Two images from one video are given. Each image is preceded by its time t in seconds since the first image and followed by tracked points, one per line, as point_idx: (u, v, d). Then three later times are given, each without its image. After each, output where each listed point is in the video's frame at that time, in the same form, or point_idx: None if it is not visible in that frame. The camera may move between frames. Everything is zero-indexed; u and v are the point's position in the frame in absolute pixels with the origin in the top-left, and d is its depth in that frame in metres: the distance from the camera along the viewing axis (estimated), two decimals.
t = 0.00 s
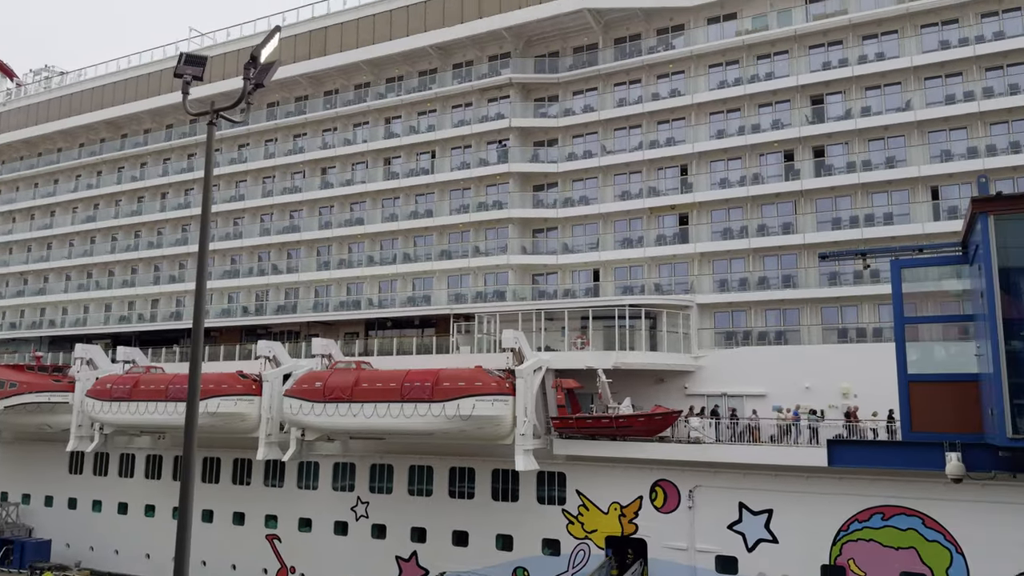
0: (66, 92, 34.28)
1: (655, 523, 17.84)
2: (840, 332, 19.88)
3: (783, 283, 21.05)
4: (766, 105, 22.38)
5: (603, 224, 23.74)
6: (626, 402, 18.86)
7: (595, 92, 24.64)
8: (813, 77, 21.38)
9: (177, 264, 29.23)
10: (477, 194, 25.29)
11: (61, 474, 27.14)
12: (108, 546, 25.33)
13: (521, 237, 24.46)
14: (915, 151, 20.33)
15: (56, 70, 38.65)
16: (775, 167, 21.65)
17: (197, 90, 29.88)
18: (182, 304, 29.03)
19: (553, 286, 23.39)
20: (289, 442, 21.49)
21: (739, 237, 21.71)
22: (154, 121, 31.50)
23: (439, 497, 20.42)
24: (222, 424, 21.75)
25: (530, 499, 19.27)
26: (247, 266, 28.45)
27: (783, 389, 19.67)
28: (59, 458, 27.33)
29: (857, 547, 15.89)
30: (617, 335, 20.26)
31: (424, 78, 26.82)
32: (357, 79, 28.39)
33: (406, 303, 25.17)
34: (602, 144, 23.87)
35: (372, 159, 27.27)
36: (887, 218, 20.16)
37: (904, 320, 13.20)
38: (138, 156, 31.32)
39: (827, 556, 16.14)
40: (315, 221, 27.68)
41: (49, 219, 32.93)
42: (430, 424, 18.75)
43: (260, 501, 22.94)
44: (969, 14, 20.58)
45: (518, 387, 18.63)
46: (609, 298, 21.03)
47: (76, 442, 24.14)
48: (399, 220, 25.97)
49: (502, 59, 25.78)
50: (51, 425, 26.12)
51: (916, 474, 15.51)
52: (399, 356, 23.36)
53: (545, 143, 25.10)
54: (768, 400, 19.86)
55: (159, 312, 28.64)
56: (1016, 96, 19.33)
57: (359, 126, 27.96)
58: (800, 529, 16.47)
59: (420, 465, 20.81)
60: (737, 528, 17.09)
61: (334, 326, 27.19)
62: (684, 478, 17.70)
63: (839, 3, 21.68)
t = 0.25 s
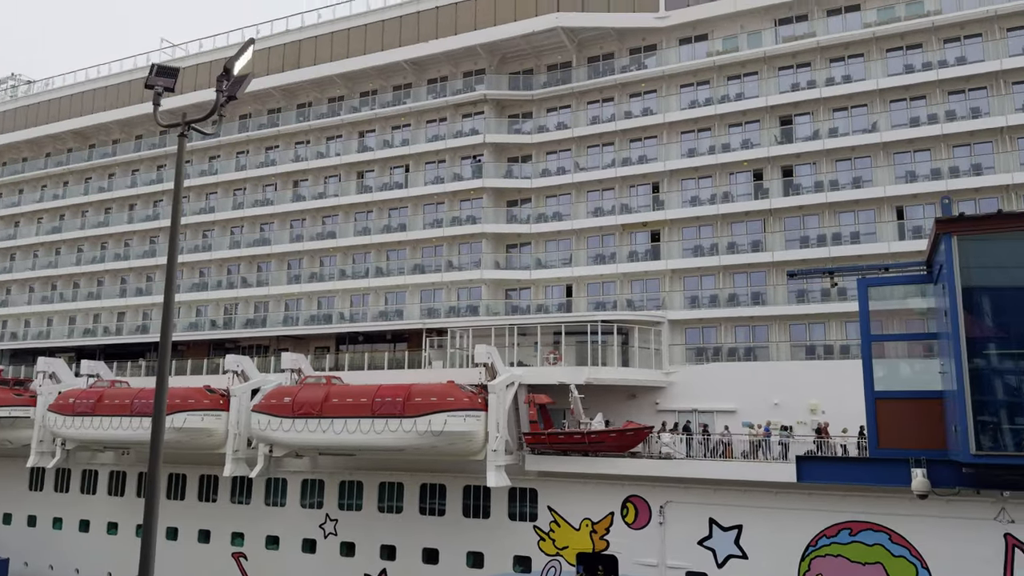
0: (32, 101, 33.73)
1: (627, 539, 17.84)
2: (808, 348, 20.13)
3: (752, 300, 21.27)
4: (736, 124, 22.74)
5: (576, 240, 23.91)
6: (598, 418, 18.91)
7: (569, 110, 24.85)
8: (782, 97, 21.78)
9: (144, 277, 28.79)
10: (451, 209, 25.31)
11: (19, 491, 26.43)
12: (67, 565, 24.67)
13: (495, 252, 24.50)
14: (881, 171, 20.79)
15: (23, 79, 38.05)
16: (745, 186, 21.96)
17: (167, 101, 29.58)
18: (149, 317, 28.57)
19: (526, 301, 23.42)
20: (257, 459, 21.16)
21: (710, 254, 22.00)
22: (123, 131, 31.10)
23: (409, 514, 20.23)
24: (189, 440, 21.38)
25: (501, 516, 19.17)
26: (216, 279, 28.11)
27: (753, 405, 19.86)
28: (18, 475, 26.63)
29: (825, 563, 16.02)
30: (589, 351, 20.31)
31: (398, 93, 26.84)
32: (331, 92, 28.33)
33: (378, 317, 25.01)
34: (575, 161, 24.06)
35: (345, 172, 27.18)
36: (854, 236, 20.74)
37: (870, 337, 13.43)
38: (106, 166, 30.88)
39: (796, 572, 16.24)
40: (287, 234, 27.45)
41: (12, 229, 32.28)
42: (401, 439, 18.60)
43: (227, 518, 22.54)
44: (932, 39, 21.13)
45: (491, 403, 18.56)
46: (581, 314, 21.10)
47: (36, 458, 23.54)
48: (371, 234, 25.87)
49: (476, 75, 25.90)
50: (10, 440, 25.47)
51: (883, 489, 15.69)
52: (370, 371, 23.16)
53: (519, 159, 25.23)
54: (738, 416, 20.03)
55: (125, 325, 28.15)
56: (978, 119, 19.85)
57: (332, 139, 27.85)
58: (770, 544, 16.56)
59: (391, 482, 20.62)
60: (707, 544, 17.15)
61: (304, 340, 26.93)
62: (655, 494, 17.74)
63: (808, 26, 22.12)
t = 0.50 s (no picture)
0: (7, 117, 33.39)
1: (605, 561, 17.75)
2: (784, 369, 20.26)
3: (730, 321, 21.39)
4: (712, 148, 23.04)
5: (555, 261, 24.03)
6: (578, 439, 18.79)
7: (548, 131, 25.03)
8: (758, 122, 22.12)
9: (119, 295, 28.43)
10: (431, 229, 25.33)
11: None
12: None
13: (474, 272, 24.52)
14: (855, 196, 21.06)
15: None
16: (722, 209, 22.19)
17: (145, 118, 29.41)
18: (123, 336, 28.17)
19: (506, 321, 23.41)
20: (231, 480, 20.84)
21: (687, 275, 22.10)
22: (100, 148, 30.85)
23: (386, 536, 19.99)
24: (162, 461, 21.03)
25: (479, 538, 19.00)
26: (192, 297, 27.83)
27: (731, 426, 19.94)
28: None
29: None
30: (569, 371, 20.28)
31: (379, 112, 26.90)
32: (311, 111, 28.33)
33: (356, 336, 24.80)
34: (555, 182, 24.21)
35: (324, 191, 27.14)
36: (829, 259, 20.76)
37: (846, 359, 13.50)
38: (81, 183, 30.59)
39: None
40: (264, 252, 27.27)
41: None
42: (378, 461, 18.43)
43: (199, 541, 22.14)
44: (904, 67, 21.55)
45: (469, 423, 18.44)
46: (560, 334, 21.14)
47: (3, 480, 23.02)
48: (350, 253, 25.78)
49: (457, 95, 26.03)
50: None
51: (859, 511, 15.79)
52: (347, 392, 22.96)
53: (499, 179, 25.35)
54: (716, 437, 20.10)
55: (98, 344, 27.73)
56: (949, 145, 20.23)
57: (311, 158, 27.86)
58: (747, 566, 16.57)
59: (367, 504, 20.38)
60: (685, 566, 17.10)
61: (280, 360, 26.69)
62: (634, 516, 17.70)
63: (783, 52, 22.49)
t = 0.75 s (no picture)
0: None
1: None
2: (766, 396, 20.32)
3: (711, 347, 21.44)
4: (694, 176, 23.31)
5: (538, 286, 24.10)
6: (560, 465, 18.50)
7: (532, 157, 25.21)
8: (738, 150, 22.41)
9: (97, 318, 28.12)
10: (414, 253, 25.33)
11: None
12: None
13: (457, 296, 24.50)
14: (834, 223, 21.25)
15: None
16: (703, 236, 22.36)
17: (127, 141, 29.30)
18: (100, 360, 27.81)
19: (489, 346, 23.34)
20: (208, 508, 20.49)
21: (669, 300, 22.19)
22: (80, 170, 30.66)
23: (365, 565, 19.71)
24: (138, 487, 20.66)
25: (460, 567, 18.80)
26: (171, 321, 27.55)
27: (713, 452, 19.97)
28: None
29: None
30: (551, 397, 20.18)
31: (363, 137, 26.98)
32: (294, 135, 28.37)
33: (337, 361, 24.52)
34: (538, 207, 24.34)
35: (307, 215, 27.10)
36: (809, 286, 20.99)
37: (827, 387, 13.22)
38: (61, 205, 30.35)
39: None
40: (245, 276, 27.09)
41: None
42: (358, 488, 18.23)
43: (174, 570, 21.71)
44: (881, 98, 21.95)
45: (451, 450, 18.22)
46: (543, 359, 21.13)
47: None
48: (332, 276, 25.67)
49: (441, 121, 26.16)
50: None
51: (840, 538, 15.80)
52: (327, 418, 22.73)
53: (483, 204, 25.48)
54: (699, 463, 20.12)
55: (74, 368, 27.34)
56: (925, 175, 20.58)
57: (295, 182, 27.87)
58: None
59: (346, 532, 20.11)
60: None
61: (260, 385, 26.43)
62: (616, 543, 17.61)
63: (763, 82, 22.82)
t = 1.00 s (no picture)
0: None
1: None
2: (747, 423, 20.34)
3: (693, 374, 21.46)
4: (675, 204, 23.54)
5: (521, 312, 24.13)
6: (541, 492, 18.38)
7: (515, 185, 25.38)
8: (719, 180, 22.69)
9: (73, 343, 27.75)
10: (397, 278, 25.29)
11: None
12: None
13: (440, 322, 24.46)
14: (813, 252, 21.50)
15: None
16: (684, 263, 22.53)
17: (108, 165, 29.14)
18: (75, 385, 27.40)
19: (471, 372, 23.25)
20: (183, 537, 20.13)
21: (651, 327, 22.30)
22: (60, 193, 30.44)
23: None
24: (111, 516, 20.26)
25: None
26: (149, 346, 27.23)
27: (694, 479, 19.94)
28: None
29: None
30: (533, 424, 20.06)
31: (346, 163, 27.02)
32: (277, 160, 28.39)
33: (317, 387, 24.14)
34: (521, 234, 24.44)
35: (289, 240, 27.03)
36: (788, 313, 21.19)
37: (806, 413, 12.60)
38: (39, 228, 30.06)
39: None
40: (225, 301, 26.89)
41: None
42: (337, 516, 18.01)
43: None
44: (858, 129, 22.34)
45: (431, 478, 17.99)
46: (525, 385, 21.09)
47: None
48: (314, 302, 25.55)
49: (425, 148, 26.27)
50: None
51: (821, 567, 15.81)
52: (306, 445, 22.47)
53: (466, 230, 25.58)
54: (681, 491, 20.09)
55: (49, 394, 26.91)
56: (902, 205, 20.96)
57: (277, 207, 27.86)
58: None
59: (324, 562, 19.79)
60: None
61: (238, 411, 26.14)
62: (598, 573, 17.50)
63: (742, 113, 23.16)
